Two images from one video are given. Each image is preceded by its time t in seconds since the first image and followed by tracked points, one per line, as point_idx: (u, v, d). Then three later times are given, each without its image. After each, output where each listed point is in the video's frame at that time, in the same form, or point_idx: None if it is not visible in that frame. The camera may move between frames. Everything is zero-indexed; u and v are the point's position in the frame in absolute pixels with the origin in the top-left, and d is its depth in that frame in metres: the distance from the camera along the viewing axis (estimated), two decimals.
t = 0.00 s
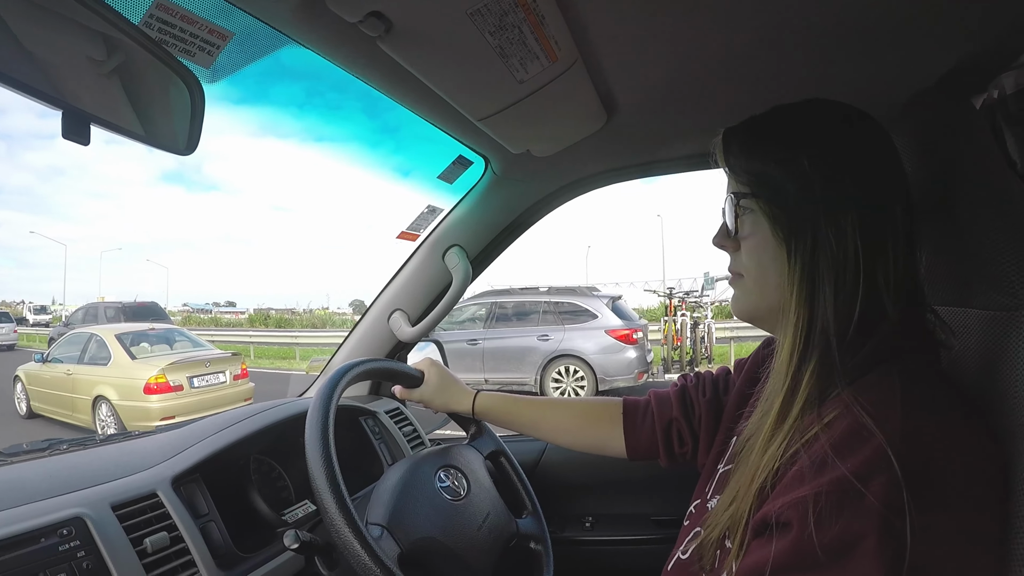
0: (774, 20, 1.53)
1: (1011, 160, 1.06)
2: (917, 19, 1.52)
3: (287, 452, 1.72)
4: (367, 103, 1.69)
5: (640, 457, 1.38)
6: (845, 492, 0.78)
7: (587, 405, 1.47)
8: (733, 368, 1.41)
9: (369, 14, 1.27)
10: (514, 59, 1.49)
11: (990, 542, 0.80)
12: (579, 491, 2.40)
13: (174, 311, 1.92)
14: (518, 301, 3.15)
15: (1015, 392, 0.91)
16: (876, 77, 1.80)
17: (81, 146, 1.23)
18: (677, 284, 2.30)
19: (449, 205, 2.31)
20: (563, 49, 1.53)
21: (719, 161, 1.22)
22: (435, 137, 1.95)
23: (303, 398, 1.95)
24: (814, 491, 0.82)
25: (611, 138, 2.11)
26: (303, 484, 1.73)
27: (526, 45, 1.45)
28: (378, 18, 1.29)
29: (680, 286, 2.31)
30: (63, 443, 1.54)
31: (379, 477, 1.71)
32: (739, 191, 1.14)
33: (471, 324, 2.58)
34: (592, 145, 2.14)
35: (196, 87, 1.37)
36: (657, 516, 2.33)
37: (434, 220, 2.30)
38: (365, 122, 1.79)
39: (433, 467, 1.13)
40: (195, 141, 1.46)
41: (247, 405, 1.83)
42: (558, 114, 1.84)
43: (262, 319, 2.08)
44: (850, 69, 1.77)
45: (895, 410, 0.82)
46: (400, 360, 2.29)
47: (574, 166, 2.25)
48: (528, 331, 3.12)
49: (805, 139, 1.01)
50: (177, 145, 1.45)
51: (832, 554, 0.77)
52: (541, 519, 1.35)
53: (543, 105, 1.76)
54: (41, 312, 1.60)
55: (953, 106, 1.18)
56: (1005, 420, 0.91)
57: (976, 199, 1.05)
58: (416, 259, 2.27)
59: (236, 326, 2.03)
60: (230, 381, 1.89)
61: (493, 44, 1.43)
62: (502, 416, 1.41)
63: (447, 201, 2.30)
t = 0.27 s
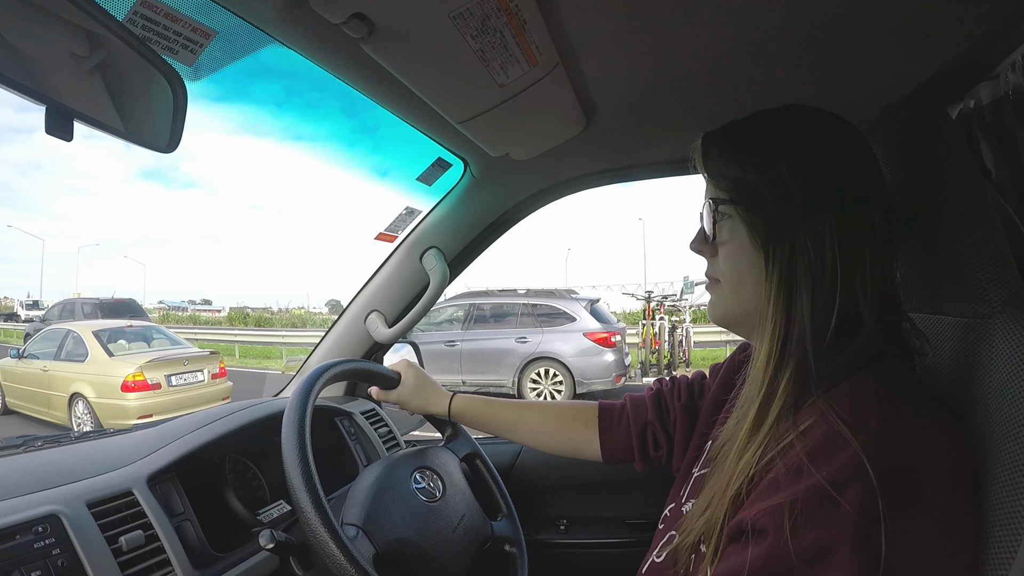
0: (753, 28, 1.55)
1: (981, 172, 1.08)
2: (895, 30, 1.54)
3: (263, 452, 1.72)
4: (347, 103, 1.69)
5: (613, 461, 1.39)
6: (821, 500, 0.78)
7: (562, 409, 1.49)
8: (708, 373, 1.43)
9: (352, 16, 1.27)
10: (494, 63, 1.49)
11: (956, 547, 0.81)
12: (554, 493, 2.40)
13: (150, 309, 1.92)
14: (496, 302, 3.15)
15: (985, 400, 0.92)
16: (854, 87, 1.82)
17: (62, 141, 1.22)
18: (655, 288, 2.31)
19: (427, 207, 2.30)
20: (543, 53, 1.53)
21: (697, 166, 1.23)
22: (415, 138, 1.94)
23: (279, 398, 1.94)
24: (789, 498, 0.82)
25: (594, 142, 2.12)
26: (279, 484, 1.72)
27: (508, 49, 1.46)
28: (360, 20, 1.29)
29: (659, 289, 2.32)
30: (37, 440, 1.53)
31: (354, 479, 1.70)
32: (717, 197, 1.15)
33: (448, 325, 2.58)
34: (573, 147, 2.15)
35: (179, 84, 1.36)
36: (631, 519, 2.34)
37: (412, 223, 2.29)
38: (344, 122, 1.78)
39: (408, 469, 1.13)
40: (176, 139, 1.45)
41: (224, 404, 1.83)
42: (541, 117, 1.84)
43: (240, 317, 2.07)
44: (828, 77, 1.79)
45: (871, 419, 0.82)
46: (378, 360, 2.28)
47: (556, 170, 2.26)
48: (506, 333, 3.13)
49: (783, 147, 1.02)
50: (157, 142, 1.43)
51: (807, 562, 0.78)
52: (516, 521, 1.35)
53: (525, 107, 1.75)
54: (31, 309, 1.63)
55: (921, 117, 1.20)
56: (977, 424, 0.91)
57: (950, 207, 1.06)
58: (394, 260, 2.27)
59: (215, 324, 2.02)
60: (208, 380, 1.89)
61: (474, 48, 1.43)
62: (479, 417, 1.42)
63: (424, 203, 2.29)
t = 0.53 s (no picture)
0: (746, 34, 1.56)
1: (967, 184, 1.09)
2: (884, 40, 1.56)
3: (250, 453, 1.71)
4: (338, 105, 1.69)
5: (602, 466, 1.40)
6: (807, 507, 0.79)
7: (548, 413, 1.49)
8: (695, 378, 1.45)
9: (344, 19, 1.27)
10: (485, 68, 1.50)
11: (937, 552, 0.81)
12: (541, 496, 2.41)
13: (140, 309, 1.94)
14: (484, 305, 3.27)
15: (967, 409, 0.93)
16: (842, 95, 1.84)
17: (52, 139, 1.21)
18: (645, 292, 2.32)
19: (416, 210, 2.30)
20: (534, 58, 1.54)
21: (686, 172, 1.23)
22: (405, 141, 1.95)
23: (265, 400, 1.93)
24: (776, 504, 0.82)
25: (585, 145, 2.13)
26: (265, 485, 1.72)
27: (499, 55, 1.46)
28: (354, 23, 1.29)
29: (648, 294, 2.33)
30: (23, 438, 1.52)
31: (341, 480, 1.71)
32: (705, 204, 1.15)
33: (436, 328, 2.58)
34: (564, 151, 2.15)
35: (171, 85, 1.35)
36: (618, 523, 2.34)
37: (401, 224, 2.30)
38: (335, 124, 1.78)
39: (395, 471, 1.13)
40: (166, 139, 1.44)
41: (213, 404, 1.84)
42: (534, 121, 1.85)
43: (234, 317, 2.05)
44: (818, 84, 1.80)
45: (855, 427, 0.83)
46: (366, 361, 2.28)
47: (546, 172, 2.27)
48: (495, 335, 3.14)
49: (772, 155, 1.02)
50: (147, 140, 1.42)
51: (794, 567, 0.78)
52: (502, 524, 1.36)
53: (516, 111, 1.75)
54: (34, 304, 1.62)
55: (903, 127, 1.21)
56: (961, 430, 0.92)
57: (936, 215, 1.07)
58: (384, 262, 2.27)
59: (206, 324, 1.97)
60: (196, 381, 1.91)
61: (466, 53, 1.43)
62: (465, 419, 1.43)
63: (414, 205, 2.29)
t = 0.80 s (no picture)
0: (739, 36, 1.56)
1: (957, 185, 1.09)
2: (876, 42, 1.56)
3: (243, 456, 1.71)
4: (331, 107, 1.69)
5: (594, 469, 1.41)
6: (796, 507, 0.79)
7: (540, 415, 1.49)
8: (688, 380, 1.45)
9: (336, 21, 1.28)
10: (477, 70, 1.50)
11: (933, 554, 0.81)
12: (535, 498, 2.40)
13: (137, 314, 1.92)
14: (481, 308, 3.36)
15: (959, 410, 0.93)
16: (835, 96, 1.84)
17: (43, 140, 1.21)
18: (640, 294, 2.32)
19: (409, 212, 2.30)
20: (526, 60, 1.54)
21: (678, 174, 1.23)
22: (398, 143, 1.95)
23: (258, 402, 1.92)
24: (766, 505, 0.82)
25: (579, 146, 2.13)
26: (258, 488, 1.71)
27: (491, 57, 1.46)
28: (345, 25, 1.29)
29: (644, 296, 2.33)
30: (15, 442, 1.52)
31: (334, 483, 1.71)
32: (698, 207, 1.15)
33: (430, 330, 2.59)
34: (558, 153, 2.15)
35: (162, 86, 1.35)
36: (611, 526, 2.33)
37: (393, 227, 2.30)
38: (328, 126, 1.79)
39: (388, 474, 1.13)
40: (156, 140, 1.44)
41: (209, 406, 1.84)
42: (527, 122, 1.84)
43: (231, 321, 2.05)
44: (812, 86, 1.81)
45: (845, 428, 0.83)
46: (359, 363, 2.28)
47: (540, 174, 2.27)
48: (492, 338, 3.15)
49: (761, 157, 1.03)
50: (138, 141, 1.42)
51: (784, 567, 0.78)
52: (496, 527, 1.35)
53: (508, 113, 1.75)
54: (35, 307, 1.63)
55: (893, 130, 1.21)
56: (953, 430, 0.92)
57: (928, 217, 1.07)
58: (378, 264, 2.27)
59: (206, 329, 1.99)
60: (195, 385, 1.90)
61: (457, 55, 1.43)
62: (458, 422, 1.42)
63: (407, 208, 2.30)
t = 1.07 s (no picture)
0: (731, 35, 1.56)
1: (949, 180, 1.08)
2: (868, 39, 1.56)
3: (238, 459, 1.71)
4: (324, 110, 1.69)
5: (587, 468, 1.40)
6: (785, 504, 0.78)
7: (534, 416, 1.48)
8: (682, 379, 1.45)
9: (324, 21, 1.28)
10: (467, 69, 1.50)
11: (930, 553, 0.80)
12: (533, 500, 2.40)
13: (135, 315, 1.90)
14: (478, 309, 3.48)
15: (955, 408, 0.92)
16: (828, 94, 1.84)
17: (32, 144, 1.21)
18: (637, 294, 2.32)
19: (402, 213, 2.30)
20: (516, 60, 1.54)
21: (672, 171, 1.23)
22: (391, 145, 1.95)
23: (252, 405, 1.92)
24: (754, 502, 0.82)
25: (573, 147, 2.13)
26: (252, 491, 1.71)
27: (480, 56, 1.47)
28: (333, 25, 1.30)
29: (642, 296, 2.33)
30: (11, 447, 1.52)
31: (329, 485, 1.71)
32: (692, 202, 1.15)
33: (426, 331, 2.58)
34: (552, 154, 2.16)
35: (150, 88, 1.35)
36: (608, 526, 2.34)
37: (386, 228, 2.29)
38: (323, 129, 1.79)
39: (381, 476, 1.13)
40: (144, 143, 1.44)
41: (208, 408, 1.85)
42: (519, 122, 1.85)
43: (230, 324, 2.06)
44: (806, 85, 1.81)
45: (834, 425, 0.82)
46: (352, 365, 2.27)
47: (536, 175, 2.27)
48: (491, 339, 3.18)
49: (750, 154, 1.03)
50: (127, 144, 1.42)
51: (773, 564, 0.77)
52: (491, 529, 1.35)
53: (500, 113, 1.76)
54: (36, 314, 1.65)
55: (883, 126, 1.21)
56: (948, 429, 0.91)
57: (921, 214, 1.07)
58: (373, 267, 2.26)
59: (206, 333, 2.01)
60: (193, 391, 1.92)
61: (446, 55, 1.44)
62: (452, 424, 1.42)
63: (399, 209, 2.29)
